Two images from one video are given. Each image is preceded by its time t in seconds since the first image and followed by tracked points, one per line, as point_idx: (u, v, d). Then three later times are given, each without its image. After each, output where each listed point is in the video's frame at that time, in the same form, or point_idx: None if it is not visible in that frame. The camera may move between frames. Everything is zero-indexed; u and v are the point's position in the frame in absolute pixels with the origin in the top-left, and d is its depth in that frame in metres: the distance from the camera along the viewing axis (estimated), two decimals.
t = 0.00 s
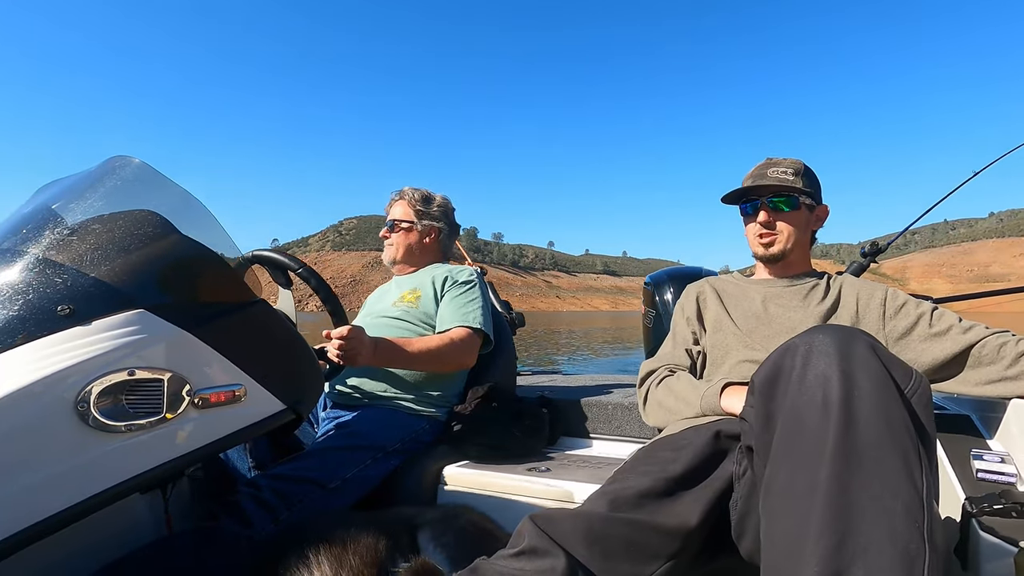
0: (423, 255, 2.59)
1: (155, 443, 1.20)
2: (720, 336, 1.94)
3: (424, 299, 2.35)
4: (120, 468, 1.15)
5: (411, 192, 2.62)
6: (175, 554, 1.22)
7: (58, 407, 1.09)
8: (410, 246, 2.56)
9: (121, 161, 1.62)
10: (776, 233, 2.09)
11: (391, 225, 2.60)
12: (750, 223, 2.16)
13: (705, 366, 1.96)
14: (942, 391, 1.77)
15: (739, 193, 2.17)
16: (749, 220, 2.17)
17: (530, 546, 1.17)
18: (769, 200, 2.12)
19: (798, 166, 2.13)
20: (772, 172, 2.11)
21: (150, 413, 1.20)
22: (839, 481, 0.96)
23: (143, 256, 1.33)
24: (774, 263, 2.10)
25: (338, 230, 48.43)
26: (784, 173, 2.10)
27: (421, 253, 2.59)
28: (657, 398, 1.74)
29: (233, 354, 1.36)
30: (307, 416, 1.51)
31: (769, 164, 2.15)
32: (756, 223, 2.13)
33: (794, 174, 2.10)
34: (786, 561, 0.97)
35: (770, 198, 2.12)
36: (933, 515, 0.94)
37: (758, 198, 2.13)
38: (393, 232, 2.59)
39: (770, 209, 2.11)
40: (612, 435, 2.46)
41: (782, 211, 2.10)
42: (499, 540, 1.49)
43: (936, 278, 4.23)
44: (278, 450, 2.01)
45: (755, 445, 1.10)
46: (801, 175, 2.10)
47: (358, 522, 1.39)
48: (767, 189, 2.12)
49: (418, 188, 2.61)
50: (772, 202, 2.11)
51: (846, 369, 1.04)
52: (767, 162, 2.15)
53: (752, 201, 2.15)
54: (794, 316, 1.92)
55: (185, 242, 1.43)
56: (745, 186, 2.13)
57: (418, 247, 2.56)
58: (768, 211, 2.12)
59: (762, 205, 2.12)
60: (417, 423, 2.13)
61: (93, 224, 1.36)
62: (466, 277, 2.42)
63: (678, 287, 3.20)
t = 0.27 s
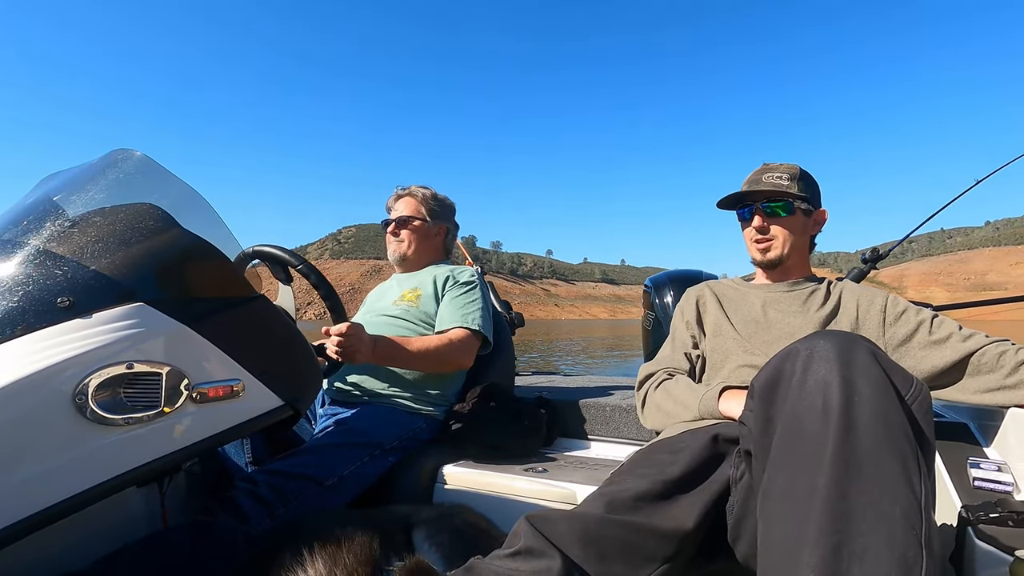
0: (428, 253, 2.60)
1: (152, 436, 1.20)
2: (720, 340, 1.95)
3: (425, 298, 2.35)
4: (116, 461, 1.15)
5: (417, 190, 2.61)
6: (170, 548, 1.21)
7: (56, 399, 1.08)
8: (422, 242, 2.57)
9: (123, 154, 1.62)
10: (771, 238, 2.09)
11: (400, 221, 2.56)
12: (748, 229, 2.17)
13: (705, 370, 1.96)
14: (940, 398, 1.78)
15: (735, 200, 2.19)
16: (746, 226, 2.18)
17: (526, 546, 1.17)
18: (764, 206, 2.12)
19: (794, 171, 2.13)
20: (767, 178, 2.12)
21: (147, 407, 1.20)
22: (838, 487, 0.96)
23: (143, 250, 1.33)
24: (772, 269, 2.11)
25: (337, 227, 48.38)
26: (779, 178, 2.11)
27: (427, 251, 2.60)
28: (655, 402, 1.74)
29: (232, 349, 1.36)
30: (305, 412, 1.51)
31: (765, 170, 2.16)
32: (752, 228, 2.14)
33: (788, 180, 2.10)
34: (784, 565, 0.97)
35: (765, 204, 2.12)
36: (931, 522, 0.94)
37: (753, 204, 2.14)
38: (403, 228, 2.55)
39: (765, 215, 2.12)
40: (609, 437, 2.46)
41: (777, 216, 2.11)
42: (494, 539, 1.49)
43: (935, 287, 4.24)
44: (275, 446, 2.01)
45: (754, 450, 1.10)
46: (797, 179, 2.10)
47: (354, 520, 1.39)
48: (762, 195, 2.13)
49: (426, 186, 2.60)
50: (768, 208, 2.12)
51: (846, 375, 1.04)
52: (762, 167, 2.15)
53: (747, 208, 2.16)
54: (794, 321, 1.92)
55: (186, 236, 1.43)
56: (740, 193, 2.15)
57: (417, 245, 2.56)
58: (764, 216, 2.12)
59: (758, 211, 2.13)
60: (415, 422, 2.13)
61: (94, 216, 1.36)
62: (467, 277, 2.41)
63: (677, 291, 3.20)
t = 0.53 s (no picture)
0: (435, 252, 2.61)
1: (152, 435, 1.20)
2: (720, 341, 1.95)
3: (425, 298, 2.35)
4: (116, 460, 1.15)
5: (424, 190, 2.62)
6: (169, 547, 1.21)
7: (56, 398, 1.08)
8: (431, 241, 2.57)
9: (123, 152, 1.62)
10: (760, 239, 2.13)
11: (410, 219, 2.55)
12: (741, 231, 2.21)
13: (705, 371, 1.96)
14: (941, 399, 1.77)
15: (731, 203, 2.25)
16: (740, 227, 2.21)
17: (525, 546, 1.17)
18: (753, 208, 2.15)
19: (785, 171, 2.14)
20: (756, 181, 2.15)
21: (147, 406, 1.20)
22: (839, 488, 0.96)
23: (144, 249, 1.33)
24: (764, 269, 2.14)
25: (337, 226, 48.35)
26: (767, 180, 2.14)
27: (434, 250, 2.60)
28: (655, 402, 1.74)
29: (232, 349, 1.36)
30: (305, 412, 1.51)
31: (759, 172, 2.19)
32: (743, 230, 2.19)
33: (778, 181, 2.11)
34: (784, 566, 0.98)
35: (754, 205, 2.15)
36: (932, 524, 0.94)
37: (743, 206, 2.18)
38: (413, 226, 2.54)
39: (755, 216, 2.15)
40: (608, 437, 2.46)
41: (767, 217, 2.13)
42: (494, 539, 1.49)
43: (934, 289, 4.24)
44: (274, 445, 2.01)
45: (755, 450, 1.10)
46: (786, 180, 2.11)
47: (353, 519, 1.39)
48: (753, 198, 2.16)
49: (433, 187, 2.62)
50: (757, 210, 2.15)
51: (848, 376, 1.04)
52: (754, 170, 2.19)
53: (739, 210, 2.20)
54: (796, 323, 1.92)
55: (186, 235, 1.43)
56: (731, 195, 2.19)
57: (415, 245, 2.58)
58: (754, 217, 2.16)
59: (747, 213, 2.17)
60: (415, 422, 2.13)
61: (94, 215, 1.36)
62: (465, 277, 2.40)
63: (677, 291, 3.20)
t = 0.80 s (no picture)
0: (438, 253, 2.61)
1: (154, 440, 1.20)
2: (721, 339, 1.95)
3: (425, 300, 2.35)
4: (119, 465, 1.15)
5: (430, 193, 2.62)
6: (172, 552, 1.21)
7: (57, 405, 1.08)
8: (436, 242, 2.58)
9: (122, 158, 1.62)
10: (751, 237, 2.14)
11: (416, 220, 2.54)
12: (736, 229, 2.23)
13: (706, 369, 1.96)
14: (944, 393, 1.77)
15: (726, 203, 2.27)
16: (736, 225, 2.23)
17: (528, 546, 1.17)
18: (746, 205, 2.17)
19: (776, 168, 2.14)
20: (748, 179, 2.17)
21: (148, 411, 1.20)
22: (843, 484, 0.96)
23: (143, 254, 1.33)
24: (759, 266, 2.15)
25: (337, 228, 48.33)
26: (759, 178, 2.15)
27: (437, 251, 2.61)
28: (656, 401, 1.74)
29: (232, 353, 1.36)
30: (306, 414, 1.51)
31: (752, 170, 2.20)
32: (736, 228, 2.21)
33: (768, 179, 2.12)
34: (788, 563, 0.98)
35: (746, 203, 2.16)
36: (936, 519, 0.94)
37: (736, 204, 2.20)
38: (419, 226, 2.54)
39: (748, 214, 2.16)
40: (610, 436, 2.46)
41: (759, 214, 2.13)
42: (496, 539, 1.49)
43: (933, 283, 4.24)
44: (276, 448, 2.01)
45: (758, 447, 1.10)
46: (775, 177, 2.11)
47: (356, 521, 1.39)
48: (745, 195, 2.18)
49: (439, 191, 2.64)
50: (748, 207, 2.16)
51: (850, 372, 1.04)
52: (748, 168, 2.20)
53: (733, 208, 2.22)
54: (795, 319, 1.92)
55: (185, 240, 1.43)
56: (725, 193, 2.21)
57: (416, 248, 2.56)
58: (748, 215, 2.17)
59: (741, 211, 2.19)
60: (416, 423, 2.13)
61: (94, 221, 1.36)
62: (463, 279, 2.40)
63: (677, 289, 3.20)
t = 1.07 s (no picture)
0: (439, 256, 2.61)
1: (157, 447, 1.20)
2: (721, 335, 1.95)
3: (425, 302, 2.35)
4: (122, 473, 1.15)
5: (431, 196, 2.63)
6: (177, 558, 1.21)
7: (60, 413, 1.09)
8: (437, 244, 2.58)
9: (120, 165, 1.62)
10: (750, 232, 2.15)
11: (418, 223, 2.55)
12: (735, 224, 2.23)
13: (706, 365, 1.96)
14: (945, 385, 1.77)
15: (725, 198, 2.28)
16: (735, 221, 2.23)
17: (533, 546, 1.17)
18: (745, 200, 2.16)
19: (774, 163, 2.14)
20: (747, 174, 2.17)
21: (151, 418, 1.20)
22: (845, 478, 0.96)
23: (143, 261, 1.33)
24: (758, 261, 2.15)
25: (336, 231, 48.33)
26: (758, 173, 2.15)
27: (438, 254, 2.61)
28: (658, 398, 1.74)
29: (233, 358, 1.36)
30: (309, 418, 1.51)
31: (751, 165, 2.20)
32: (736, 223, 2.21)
33: (767, 174, 2.13)
34: (793, 557, 0.98)
35: (745, 197, 2.16)
36: (939, 511, 0.94)
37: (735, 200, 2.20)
38: (421, 229, 2.54)
39: (747, 209, 2.16)
40: (613, 434, 2.46)
41: (758, 209, 2.14)
42: (501, 539, 1.49)
43: (934, 274, 4.23)
44: (280, 453, 2.01)
45: (760, 442, 1.10)
46: (775, 171, 2.12)
47: (361, 524, 1.39)
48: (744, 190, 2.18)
49: (441, 193, 2.65)
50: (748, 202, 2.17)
51: (850, 365, 1.04)
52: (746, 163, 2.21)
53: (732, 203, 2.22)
54: (795, 314, 1.92)
55: (185, 246, 1.43)
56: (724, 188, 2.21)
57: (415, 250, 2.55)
58: (747, 210, 2.17)
59: (740, 206, 2.19)
60: (419, 425, 2.13)
61: (93, 229, 1.36)
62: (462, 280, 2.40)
63: (677, 286, 3.20)
